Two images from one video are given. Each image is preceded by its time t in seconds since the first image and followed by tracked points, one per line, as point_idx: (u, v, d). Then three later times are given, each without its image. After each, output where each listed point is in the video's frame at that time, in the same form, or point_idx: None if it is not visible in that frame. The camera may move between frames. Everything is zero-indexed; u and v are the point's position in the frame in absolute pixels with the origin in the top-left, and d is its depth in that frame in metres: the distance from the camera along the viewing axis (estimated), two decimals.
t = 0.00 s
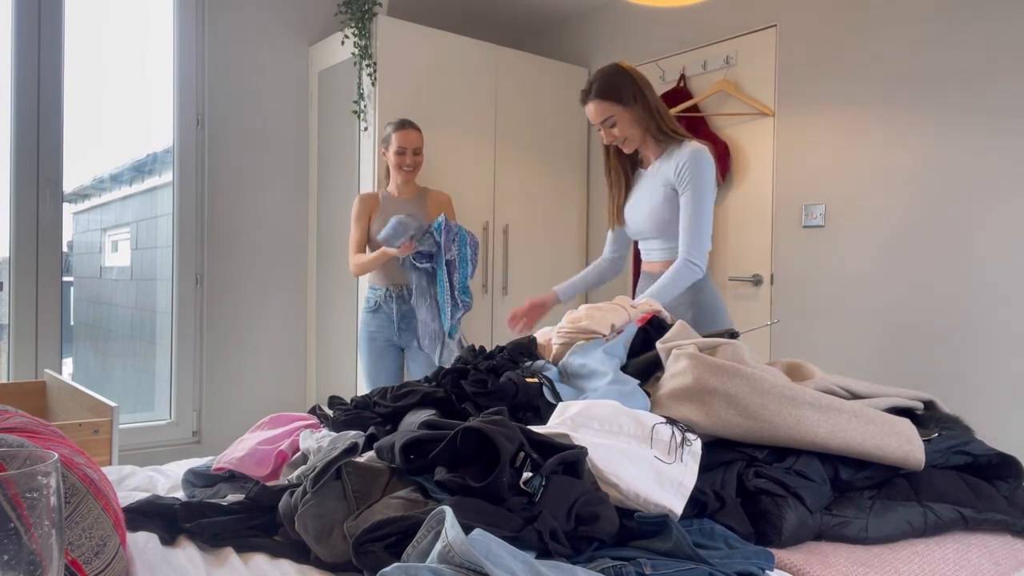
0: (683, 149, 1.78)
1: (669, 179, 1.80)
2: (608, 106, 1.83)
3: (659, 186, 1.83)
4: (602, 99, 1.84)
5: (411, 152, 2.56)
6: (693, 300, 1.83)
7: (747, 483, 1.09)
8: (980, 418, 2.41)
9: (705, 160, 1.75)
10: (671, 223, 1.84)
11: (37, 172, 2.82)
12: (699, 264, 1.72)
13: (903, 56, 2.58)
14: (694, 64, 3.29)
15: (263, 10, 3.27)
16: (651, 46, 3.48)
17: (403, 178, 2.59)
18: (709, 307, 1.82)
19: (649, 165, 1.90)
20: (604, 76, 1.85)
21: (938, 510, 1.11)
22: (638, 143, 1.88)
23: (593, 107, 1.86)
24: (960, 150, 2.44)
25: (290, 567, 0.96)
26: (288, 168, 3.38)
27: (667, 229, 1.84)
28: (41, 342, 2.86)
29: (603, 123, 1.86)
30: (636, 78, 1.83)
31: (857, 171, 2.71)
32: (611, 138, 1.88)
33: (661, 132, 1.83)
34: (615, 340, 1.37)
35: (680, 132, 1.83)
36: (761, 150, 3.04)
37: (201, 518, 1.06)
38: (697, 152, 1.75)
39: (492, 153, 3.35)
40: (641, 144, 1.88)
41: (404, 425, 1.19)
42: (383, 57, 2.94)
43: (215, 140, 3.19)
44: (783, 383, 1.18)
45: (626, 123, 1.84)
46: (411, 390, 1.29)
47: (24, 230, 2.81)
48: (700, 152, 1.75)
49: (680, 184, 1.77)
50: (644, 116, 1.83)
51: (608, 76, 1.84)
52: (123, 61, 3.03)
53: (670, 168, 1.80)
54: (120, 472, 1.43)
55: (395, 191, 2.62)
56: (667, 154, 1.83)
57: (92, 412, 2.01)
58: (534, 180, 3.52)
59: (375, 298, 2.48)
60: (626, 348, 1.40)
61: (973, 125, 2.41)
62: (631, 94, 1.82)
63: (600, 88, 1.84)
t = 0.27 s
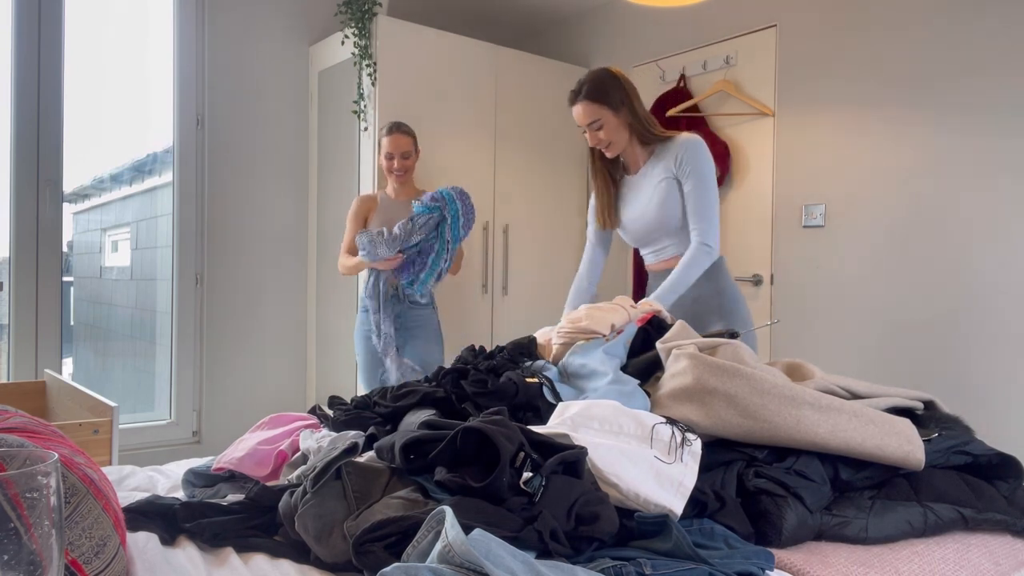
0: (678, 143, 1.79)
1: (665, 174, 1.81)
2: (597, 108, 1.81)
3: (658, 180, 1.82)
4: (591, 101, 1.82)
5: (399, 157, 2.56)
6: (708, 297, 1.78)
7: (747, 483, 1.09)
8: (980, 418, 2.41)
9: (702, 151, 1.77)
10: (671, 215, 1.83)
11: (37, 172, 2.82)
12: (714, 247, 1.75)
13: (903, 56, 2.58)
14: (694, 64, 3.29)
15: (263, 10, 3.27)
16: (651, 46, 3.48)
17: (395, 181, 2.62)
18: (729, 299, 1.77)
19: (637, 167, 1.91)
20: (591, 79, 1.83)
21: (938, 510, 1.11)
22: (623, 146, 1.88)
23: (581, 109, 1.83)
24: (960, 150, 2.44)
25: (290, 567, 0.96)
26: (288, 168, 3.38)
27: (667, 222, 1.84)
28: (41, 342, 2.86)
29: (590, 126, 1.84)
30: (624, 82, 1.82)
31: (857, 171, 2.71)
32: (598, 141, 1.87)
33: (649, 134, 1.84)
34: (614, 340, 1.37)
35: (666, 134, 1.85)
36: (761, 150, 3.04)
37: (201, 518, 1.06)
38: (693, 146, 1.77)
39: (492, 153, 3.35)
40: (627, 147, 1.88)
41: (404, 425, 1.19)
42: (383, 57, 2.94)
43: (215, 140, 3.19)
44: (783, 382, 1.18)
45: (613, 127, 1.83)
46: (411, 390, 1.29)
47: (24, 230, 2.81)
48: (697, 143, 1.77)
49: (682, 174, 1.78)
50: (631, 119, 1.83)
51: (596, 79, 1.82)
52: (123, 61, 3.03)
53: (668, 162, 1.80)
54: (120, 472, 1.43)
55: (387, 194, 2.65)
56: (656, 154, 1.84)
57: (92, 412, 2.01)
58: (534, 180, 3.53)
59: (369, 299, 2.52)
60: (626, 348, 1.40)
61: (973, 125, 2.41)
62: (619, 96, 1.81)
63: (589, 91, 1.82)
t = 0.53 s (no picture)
0: (677, 142, 1.80)
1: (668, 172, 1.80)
2: (598, 105, 1.81)
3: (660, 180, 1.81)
4: (593, 98, 1.82)
5: (397, 158, 2.57)
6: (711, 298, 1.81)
7: (747, 483, 1.09)
8: (980, 418, 2.41)
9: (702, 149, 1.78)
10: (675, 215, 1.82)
11: (37, 172, 2.82)
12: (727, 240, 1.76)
13: (903, 56, 2.58)
14: (694, 64, 3.29)
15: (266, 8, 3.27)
16: (651, 46, 3.48)
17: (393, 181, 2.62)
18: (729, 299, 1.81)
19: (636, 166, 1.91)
20: (594, 77, 1.83)
21: (938, 510, 1.11)
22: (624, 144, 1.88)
23: (583, 106, 1.83)
24: (960, 150, 2.44)
25: (290, 567, 0.96)
26: (288, 167, 3.38)
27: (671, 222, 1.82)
28: (41, 342, 2.86)
29: (591, 123, 1.84)
30: (625, 79, 1.82)
31: (857, 171, 2.71)
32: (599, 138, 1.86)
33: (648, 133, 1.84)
34: (615, 339, 1.37)
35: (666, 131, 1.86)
36: (761, 150, 3.04)
37: (201, 518, 1.06)
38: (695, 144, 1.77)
39: (492, 153, 3.35)
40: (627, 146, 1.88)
41: (404, 425, 1.19)
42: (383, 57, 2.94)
43: (215, 140, 3.19)
44: (783, 383, 1.18)
45: (614, 124, 1.83)
46: (411, 390, 1.29)
47: (24, 230, 2.81)
48: (697, 142, 1.78)
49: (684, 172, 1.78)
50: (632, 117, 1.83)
51: (598, 76, 1.82)
52: (123, 61, 3.02)
53: (670, 162, 1.80)
54: (120, 472, 1.43)
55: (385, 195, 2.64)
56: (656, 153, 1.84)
57: (92, 412, 2.01)
58: (534, 179, 3.53)
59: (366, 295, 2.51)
60: (626, 347, 1.40)
61: (973, 125, 2.41)
62: (620, 93, 1.81)
63: (591, 88, 1.82)
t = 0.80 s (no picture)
0: (682, 142, 1.79)
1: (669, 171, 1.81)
2: (609, 100, 1.82)
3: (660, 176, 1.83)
4: (605, 92, 1.83)
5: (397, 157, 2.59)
6: (703, 299, 1.82)
7: (747, 483, 1.09)
8: (980, 418, 2.41)
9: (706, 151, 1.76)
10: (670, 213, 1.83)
11: (37, 172, 2.82)
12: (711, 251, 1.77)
13: (903, 56, 2.58)
14: (694, 64, 3.29)
15: (266, 8, 3.27)
16: (651, 46, 3.48)
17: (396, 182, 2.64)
18: (722, 300, 1.82)
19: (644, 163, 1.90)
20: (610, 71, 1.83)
21: (938, 510, 1.10)
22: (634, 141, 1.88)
23: (595, 99, 1.84)
24: (960, 150, 2.44)
25: (290, 567, 0.96)
26: (288, 167, 3.38)
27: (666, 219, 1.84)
28: (41, 342, 2.86)
29: (602, 117, 1.85)
30: (637, 75, 1.81)
31: (857, 171, 2.71)
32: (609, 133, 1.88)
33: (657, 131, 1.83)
34: (614, 339, 1.37)
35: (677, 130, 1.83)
36: (761, 150, 3.04)
37: (201, 518, 1.06)
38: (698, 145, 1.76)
39: (491, 153, 3.35)
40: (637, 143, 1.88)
41: (404, 425, 1.19)
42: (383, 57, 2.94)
43: (215, 140, 3.19)
44: (783, 383, 1.18)
45: (624, 120, 1.84)
46: (411, 390, 1.29)
47: (24, 230, 2.81)
48: (702, 145, 1.76)
49: (683, 173, 1.78)
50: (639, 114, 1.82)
51: (612, 70, 1.82)
52: (123, 60, 3.02)
53: (672, 161, 1.80)
54: (120, 472, 1.43)
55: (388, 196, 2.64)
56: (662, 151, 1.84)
57: (92, 412, 2.01)
58: (534, 179, 3.53)
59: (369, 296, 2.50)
60: (626, 347, 1.40)
61: (973, 125, 2.41)
62: (629, 90, 1.81)
63: (604, 81, 1.82)
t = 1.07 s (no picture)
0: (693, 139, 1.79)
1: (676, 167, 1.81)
2: (625, 92, 1.82)
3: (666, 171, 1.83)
4: (622, 84, 1.82)
5: (395, 156, 2.60)
6: (702, 299, 1.82)
7: (747, 483, 1.09)
8: (980, 418, 2.41)
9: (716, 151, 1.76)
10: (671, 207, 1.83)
11: (37, 172, 2.82)
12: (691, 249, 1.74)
13: (903, 56, 2.58)
14: (694, 65, 3.29)
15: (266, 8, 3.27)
16: (651, 46, 3.48)
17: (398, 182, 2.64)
18: (720, 301, 1.81)
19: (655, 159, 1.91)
20: (627, 64, 1.83)
21: (938, 510, 1.11)
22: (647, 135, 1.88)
23: (611, 91, 1.84)
24: (960, 150, 2.44)
25: (290, 567, 0.96)
26: (287, 168, 3.38)
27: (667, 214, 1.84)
28: (41, 342, 2.86)
29: (616, 109, 1.85)
30: (656, 70, 1.82)
31: (857, 171, 2.71)
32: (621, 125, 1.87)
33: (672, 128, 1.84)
34: (614, 339, 1.37)
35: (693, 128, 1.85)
36: (761, 150, 3.04)
37: (200, 518, 1.06)
38: (708, 141, 1.76)
39: (491, 153, 3.35)
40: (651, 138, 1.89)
41: (404, 425, 1.19)
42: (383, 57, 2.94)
43: (215, 140, 3.19)
44: (783, 383, 1.18)
45: (639, 114, 1.84)
46: (411, 390, 1.29)
47: (24, 230, 2.81)
48: (712, 145, 1.76)
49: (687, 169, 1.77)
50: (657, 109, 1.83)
51: (630, 63, 1.82)
52: (123, 60, 3.02)
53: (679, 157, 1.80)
54: (120, 472, 1.43)
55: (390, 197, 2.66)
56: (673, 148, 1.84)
57: (92, 413, 2.01)
58: (534, 179, 3.52)
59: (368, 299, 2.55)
60: (626, 347, 1.40)
61: (973, 124, 2.41)
62: (647, 83, 1.81)
63: (621, 73, 1.82)
